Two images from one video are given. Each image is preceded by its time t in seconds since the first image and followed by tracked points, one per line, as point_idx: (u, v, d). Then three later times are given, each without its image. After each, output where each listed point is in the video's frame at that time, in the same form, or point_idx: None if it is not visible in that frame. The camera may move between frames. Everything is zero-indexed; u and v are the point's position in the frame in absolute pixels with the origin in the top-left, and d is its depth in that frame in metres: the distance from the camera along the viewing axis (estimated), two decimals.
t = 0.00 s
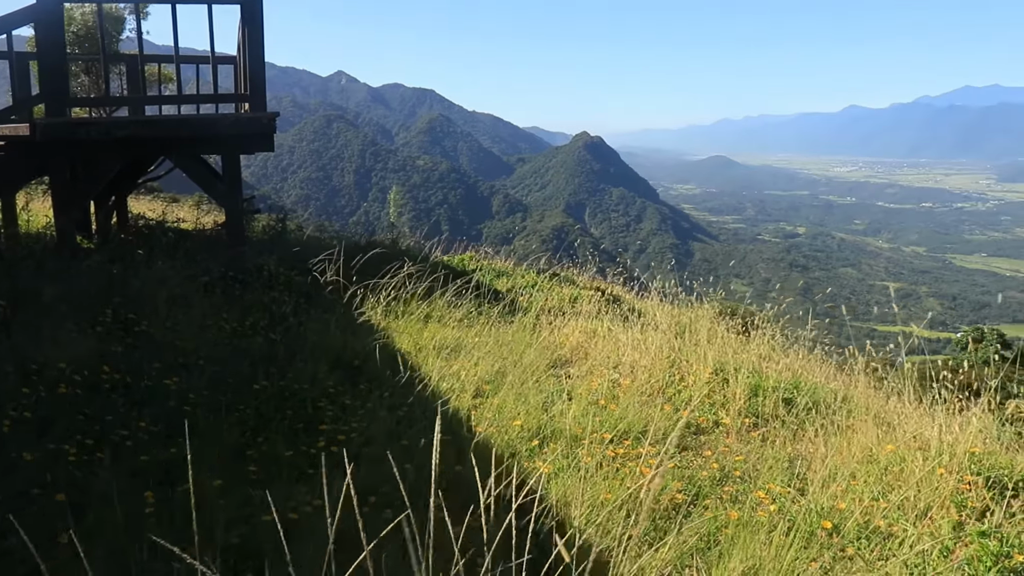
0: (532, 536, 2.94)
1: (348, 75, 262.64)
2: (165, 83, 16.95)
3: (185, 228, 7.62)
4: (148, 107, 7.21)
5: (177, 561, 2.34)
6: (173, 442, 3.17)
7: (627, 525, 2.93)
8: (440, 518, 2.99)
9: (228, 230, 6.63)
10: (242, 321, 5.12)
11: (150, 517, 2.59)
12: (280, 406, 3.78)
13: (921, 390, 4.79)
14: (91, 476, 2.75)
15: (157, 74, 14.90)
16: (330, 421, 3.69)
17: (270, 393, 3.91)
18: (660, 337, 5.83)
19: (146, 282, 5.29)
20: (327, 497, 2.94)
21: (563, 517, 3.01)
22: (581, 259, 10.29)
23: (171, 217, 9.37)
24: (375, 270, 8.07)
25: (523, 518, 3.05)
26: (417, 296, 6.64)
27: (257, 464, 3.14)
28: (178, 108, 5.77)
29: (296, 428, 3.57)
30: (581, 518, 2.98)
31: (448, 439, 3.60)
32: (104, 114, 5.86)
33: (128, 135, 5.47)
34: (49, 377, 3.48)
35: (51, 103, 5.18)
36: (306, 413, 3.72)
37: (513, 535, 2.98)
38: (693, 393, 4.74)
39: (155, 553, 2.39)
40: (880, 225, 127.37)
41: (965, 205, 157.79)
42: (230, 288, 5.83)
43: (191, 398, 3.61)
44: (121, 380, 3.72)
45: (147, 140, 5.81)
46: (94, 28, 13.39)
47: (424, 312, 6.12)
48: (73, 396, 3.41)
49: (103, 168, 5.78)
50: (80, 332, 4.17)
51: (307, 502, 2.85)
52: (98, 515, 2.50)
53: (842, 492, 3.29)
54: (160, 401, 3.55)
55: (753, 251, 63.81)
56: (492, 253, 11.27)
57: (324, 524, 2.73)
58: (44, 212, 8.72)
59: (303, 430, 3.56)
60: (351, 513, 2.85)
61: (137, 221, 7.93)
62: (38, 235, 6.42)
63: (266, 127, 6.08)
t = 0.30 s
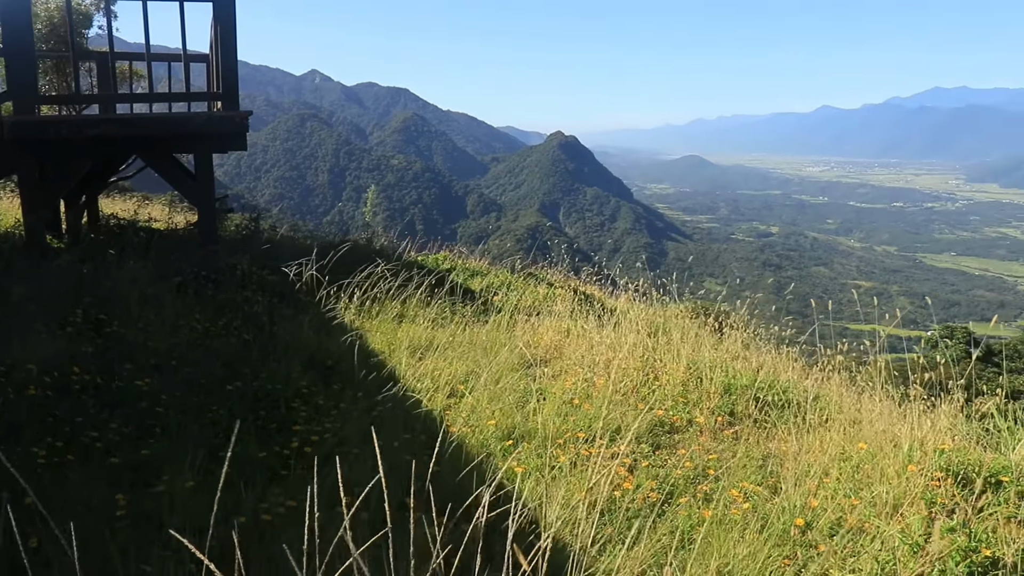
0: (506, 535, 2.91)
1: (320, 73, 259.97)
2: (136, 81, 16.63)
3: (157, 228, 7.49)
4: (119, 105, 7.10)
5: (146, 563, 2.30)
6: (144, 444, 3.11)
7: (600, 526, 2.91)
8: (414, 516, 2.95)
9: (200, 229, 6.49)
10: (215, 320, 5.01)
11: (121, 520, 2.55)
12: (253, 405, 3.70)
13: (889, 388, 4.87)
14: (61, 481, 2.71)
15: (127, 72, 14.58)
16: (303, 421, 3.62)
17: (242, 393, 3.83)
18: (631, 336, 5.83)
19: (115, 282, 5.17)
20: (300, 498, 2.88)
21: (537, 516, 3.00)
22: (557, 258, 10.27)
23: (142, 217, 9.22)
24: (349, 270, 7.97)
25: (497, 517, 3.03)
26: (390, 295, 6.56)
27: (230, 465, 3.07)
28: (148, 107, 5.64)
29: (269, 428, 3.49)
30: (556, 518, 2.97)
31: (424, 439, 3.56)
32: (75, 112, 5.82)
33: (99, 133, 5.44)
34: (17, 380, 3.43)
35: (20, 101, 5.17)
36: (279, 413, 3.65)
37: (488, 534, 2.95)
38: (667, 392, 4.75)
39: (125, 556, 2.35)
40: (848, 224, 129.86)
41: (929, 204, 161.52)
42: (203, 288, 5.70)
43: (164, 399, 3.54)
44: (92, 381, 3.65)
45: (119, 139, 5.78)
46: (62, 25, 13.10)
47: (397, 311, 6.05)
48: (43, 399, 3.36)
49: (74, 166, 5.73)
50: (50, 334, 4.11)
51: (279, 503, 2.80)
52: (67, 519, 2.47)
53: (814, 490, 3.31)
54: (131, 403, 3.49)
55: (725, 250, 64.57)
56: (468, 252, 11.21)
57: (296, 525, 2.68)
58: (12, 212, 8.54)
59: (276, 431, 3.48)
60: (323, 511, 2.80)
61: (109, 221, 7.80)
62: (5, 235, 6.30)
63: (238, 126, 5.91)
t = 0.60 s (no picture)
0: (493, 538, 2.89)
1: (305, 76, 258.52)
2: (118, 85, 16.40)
3: (141, 232, 7.39)
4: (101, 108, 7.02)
5: (131, 569, 2.26)
6: (130, 449, 3.06)
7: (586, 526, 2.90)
8: (402, 520, 2.92)
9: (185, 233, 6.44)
10: (200, 324, 4.94)
11: (106, 526, 2.50)
12: (239, 409, 3.65)
13: (875, 389, 4.89)
14: (45, 487, 2.66)
15: (110, 75, 14.39)
16: (290, 425, 3.57)
17: (228, 398, 3.77)
18: (617, 338, 5.83)
19: (98, 286, 5.09)
20: (287, 502, 2.84)
21: (523, 519, 2.98)
22: (542, 261, 10.26)
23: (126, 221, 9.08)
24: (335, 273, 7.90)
25: (483, 518, 3.01)
26: (376, 298, 6.51)
27: (217, 470, 3.01)
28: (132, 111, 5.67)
29: (256, 431, 3.44)
30: (542, 520, 2.96)
31: (411, 442, 3.53)
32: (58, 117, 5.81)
33: (83, 137, 5.44)
34: None
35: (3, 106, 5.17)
36: (265, 417, 3.59)
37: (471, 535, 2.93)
38: (653, 394, 4.75)
39: (110, 562, 2.30)
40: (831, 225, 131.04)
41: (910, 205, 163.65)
42: (188, 291, 5.62)
43: (149, 403, 3.49)
44: (76, 387, 3.59)
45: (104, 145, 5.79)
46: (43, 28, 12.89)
47: (383, 314, 6.00)
48: (26, 406, 3.29)
49: (57, 171, 5.69)
50: (32, 339, 4.03)
51: (266, 507, 2.77)
52: (52, 526, 2.42)
53: (800, 490, 3.31)
54: (116, 408, 3.43)
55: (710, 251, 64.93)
56: (453, 255, 11.17)
57: (284, 530, 2.64)
58: None
59: (263, 435, 3.43)
60: (310, 515, 2.76)
61: (91, 225, 7.69)
62: None
63: (224, 129, 6.01)
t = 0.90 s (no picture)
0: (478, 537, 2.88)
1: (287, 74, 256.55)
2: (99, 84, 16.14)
3: (123, 232, 7.28)
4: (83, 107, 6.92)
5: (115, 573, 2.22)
6: (114, 451, 3.01)
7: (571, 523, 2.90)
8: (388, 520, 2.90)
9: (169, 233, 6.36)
10: (185, 325, 4.86)
11: (90, 529, 2.46)
12: (224, 410, 3.60)
13: (858, 385, 4.93)
14: (27, 490, 2.60)
15: (92, 73, 14.18)
16: (275, 425, 3.52)
17: (213, 399, 3.71)
18: (602, 336, 5.83)
19: (80, 287, 5.00)
20: (271, 502, 2.80)
21: (509, 516, 2.97)
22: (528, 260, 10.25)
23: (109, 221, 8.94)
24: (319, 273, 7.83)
25: (470, 517, 2.99)
26: (360, 297, 6.46)
27: (202, 471, 2.97)
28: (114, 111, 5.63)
29: (241, 432, 3.40)
30: (527, 518, 2.95)
31: (396, 441, 3.50)
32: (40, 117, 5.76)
33: (64, 137, 5.40)
34: None
35: None
36: (250, 418, 3.55)
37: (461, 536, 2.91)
38: (638, 391, 4.75)
39: (93, 566, 2.26)
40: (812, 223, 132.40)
41: (889, 204, 165.75)
42: (172, 293, 5.54)
43: (133, 405, 3.43)
44: (59, 388, 3.52)
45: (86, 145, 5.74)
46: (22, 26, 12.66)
47: (367, 314, 5.96)
48: (7, 408, 3.22)
49: (39, 171, 5.63)
50: (13, 341, 3.95)
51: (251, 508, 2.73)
52: (35, 530, 2.38)
53: (785, 486, 3.33)
54: (100, 409, 3.37)
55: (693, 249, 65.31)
56: (438, 254, 11.12)
57: (269, 531, 2.61)
58: None
59: (248, 436, 3.38)
60: (296, 516, 2.73)
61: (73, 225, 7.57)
62: None
63: (207, 130, 5.96)
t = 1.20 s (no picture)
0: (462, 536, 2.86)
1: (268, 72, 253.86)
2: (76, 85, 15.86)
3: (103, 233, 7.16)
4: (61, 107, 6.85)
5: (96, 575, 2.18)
6: (95, 453, 2.95)
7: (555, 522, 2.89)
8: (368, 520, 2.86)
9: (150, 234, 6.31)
10: (167, 326, 4.78)
11: (70, 532, 2.41)
12: (206, 411, 3.54)
13: (839, 381, 4.97)
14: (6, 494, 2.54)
15: (72, 75, 13.97)
16: (257, 426, 3.47)
17: (195, 399, 3.65)
18: (587, 335, 5.82)
19: (60, 289, 4.91)
20: (254, 503, 2.76)
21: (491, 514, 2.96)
22: (511, 258, 10.23)
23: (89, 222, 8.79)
24: (301, 272, 7.75)
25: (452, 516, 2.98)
26: (343, 297, 6.40)
27: (184, 472, 2.91)
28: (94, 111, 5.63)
29: (223, 433, 3.35)
30: (510, 516, 2.94)
31: (379, 441, 3.46)
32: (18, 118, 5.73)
33: (43, 136, 5.39)
34: None
35: None
36: (232, 419, 3.49)
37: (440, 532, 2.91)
38: (621, 389, 4.75)
39: (75, 568, 2.22)
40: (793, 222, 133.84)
41: (868, 202, 167.99)
42: (154, 294, 5.46)
43: (114, 406, 3.35)
44: (39, 391, 3.43)
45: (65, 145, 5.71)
46: None
47: (351, 313, 5.90)
48: None
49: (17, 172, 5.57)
50: None
51: (232, 508, 2.69)
52: (14, 533, 2.33)
53: (767, 482, 3.34)
54: (81, 412, 3.30)
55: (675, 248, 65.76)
56: (421, 253, 11.07)
57: (252, 531, 2.58)
58: None
59: (230, 436, 3.33)
60: (278, 517, 2.70)
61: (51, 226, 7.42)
62: None
63: (189, 129, 6.00)
